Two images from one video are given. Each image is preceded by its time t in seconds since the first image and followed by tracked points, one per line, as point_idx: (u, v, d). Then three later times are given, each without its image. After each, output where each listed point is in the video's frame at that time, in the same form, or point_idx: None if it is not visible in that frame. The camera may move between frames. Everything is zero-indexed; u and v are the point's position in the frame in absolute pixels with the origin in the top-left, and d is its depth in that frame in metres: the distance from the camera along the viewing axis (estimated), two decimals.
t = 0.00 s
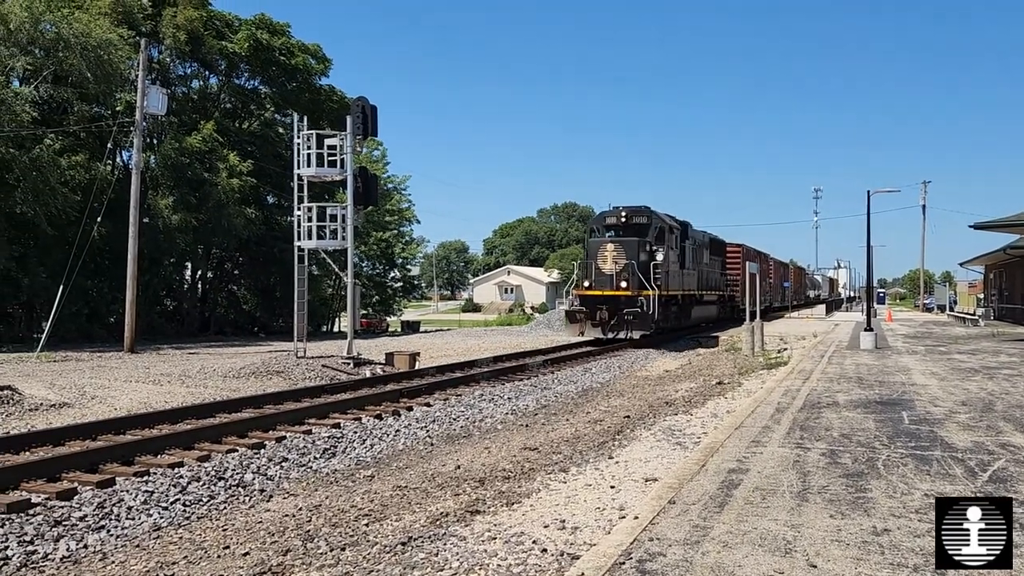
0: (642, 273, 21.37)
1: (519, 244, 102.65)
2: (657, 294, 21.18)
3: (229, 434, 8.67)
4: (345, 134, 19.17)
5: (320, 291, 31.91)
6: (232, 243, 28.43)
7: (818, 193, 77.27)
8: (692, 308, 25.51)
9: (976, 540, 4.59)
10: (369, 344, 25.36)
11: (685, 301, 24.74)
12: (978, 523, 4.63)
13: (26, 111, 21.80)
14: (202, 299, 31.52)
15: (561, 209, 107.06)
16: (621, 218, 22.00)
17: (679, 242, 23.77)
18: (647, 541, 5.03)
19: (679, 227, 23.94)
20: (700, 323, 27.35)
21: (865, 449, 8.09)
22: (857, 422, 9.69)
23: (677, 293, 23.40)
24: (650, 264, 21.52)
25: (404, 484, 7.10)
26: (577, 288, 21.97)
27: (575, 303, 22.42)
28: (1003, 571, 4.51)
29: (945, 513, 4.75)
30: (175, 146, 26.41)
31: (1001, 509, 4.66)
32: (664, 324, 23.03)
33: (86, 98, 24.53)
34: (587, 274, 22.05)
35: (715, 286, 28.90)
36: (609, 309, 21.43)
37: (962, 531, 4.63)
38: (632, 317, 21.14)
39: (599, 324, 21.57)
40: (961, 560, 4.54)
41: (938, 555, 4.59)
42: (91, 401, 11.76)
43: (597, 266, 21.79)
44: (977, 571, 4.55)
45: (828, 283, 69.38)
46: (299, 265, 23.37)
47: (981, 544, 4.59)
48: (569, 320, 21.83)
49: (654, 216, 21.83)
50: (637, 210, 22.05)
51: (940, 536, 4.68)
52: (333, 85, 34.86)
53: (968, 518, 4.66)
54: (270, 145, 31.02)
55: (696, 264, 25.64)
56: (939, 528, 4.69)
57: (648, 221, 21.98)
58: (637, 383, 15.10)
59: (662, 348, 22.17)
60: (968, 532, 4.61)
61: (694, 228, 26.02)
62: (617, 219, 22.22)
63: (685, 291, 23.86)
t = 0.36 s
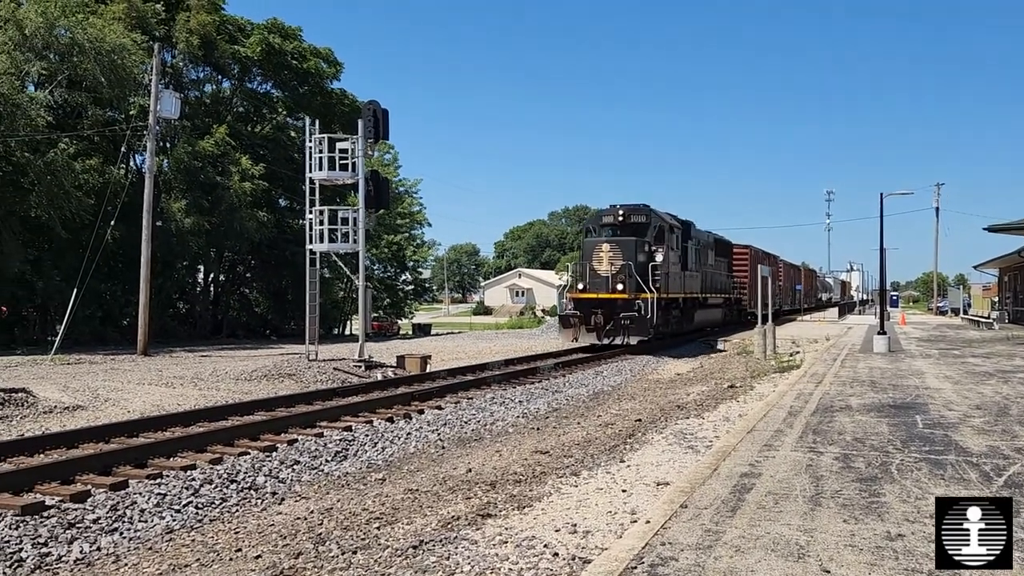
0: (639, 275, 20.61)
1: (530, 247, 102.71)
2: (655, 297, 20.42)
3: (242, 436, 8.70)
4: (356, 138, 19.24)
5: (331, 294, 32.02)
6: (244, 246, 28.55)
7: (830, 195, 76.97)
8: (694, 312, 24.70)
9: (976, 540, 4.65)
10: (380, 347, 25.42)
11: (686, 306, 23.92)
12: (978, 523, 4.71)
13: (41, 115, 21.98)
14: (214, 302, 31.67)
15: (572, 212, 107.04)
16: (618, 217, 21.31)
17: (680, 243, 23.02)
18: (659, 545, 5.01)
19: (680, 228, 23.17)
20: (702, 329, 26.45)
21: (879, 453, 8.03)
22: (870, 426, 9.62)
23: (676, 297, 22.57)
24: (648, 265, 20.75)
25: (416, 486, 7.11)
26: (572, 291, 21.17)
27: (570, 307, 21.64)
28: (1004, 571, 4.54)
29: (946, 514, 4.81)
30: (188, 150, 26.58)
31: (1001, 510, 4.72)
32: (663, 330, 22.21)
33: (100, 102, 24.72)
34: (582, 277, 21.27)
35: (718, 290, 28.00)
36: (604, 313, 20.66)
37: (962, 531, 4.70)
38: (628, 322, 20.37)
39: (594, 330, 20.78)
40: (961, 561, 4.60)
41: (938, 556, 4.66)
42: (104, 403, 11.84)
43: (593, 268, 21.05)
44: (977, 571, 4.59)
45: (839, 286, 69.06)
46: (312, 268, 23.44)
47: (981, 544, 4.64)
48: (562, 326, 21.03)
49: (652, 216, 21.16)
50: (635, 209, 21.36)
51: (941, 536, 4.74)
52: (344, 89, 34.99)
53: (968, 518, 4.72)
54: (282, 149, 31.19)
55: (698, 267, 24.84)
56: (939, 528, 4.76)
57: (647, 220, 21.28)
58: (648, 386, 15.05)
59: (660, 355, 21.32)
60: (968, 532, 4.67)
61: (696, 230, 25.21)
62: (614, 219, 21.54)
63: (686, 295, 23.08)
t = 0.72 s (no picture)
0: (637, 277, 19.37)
1: (544, 250, 102.67)
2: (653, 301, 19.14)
3: (257, 440, 8.74)
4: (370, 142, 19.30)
5: (346, 298, 32.14)
6: (259, 250, 28.70)
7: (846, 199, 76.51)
8: (696, 317, 23.43)
9: (976, 541, 4.94)
10: (394, 350, 25.49)
11: (686, 309, 22.68)
12: (977, 523, 5.12)
13: (59, 120, 22.18)
14: (230, 305, 31.86)
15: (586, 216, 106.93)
16: (614, 215, 20.15)
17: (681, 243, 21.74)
18: (674, 550, 4.99)
19: (680, 226, 21.91)
20: (704, 333, 25.14)
21: (897, 459, 7.95)
22: (888, 431, 9.54)
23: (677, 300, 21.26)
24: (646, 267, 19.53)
25: (430, 490, 7.11)
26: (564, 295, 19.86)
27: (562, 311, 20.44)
28: (1005, 570, 4.72)
29: (947, 514, 5.30)
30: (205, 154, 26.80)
31: (1000, 512, 5.20)
32: (662, 334, 20.95)
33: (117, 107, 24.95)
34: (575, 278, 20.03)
35: (722, 292, 26.63)
36: (598, 319, 19.42)
37: (963, 533, 5.03)
38: (625, 327, 19.10)
39: (587, 336, 19.54)
40: (962, 561, 4.78)
41: (938, 556, 4.85)
42: (121, 406, 11.93)
43: (587, 270, 19.79)
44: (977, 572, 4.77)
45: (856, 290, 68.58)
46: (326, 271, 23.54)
47: (981, 544, 4.93)
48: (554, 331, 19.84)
49: (651, 214, 20.00)
50: (633, 207, 20.16)
51: (941, 537, 5.04)
52: (359, 93, 35.12)
53: (966, 518, 5.14)
54: (297, 154, 31.36)
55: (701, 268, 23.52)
56: (940, 528, 5.12)
57: (646, 219, 20.09)
58: (663, 390, 15.00)
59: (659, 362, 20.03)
60: (968, 533, 5.00)
61: (699, 228, 23.90)
62: (610, 217, 20.34)
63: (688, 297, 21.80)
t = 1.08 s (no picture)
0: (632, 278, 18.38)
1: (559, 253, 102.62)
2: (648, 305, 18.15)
3: (273, 442, 8.78)
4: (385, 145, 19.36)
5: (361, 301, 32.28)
6: (275, 253, 28.84)
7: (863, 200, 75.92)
8: (700, 321, 22.36)
9: (977, 540, 4.71)
10: (409, 353, 25.56)
11: (689, 312, 21.63)
12: (978, 523, 4.74)
13: (77, 125, 22.44)
14: (246, 308, 32.07)
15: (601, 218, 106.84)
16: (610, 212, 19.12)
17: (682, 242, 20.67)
18: (689, 555, 4.97)
19: (681, 224, 20.83)
20: (710, 338, 24.04)
21: (915, 463, 7.89)
22: (906, 435, 9.46)
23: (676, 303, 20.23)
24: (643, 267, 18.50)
25: (446, 494, 7.12)
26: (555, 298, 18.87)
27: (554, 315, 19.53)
28: (1003, 571, 4.64)
29: (946, 514, 4.86)
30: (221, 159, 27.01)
31: (1001, 510, 4.75)
32: (661, 340, 19.98)
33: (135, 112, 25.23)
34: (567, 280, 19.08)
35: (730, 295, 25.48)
36: (590, 323, 18.48)
37: (963, 531, 4.75)
38: (619, 332, 18.21)
39: (579, 341, 18.64)
40: (961, 560, 4.68)
41: (938, 556, 4.73)
42: (139, 409, 12.02)
43: (580, 271, 18.80)
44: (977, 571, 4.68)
45: (873, 293, 68.07)
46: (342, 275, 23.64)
47: (981, 544, 4.71)
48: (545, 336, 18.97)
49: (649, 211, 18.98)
50: (629, 203, 19.12)
51: (941, 536, 4.79)
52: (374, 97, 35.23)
53: (968, 518, 4.76)
54: (312, 157, 31.54)
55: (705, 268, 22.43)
56: (940, 529, 4.81)
57: (643, 216, 19.08)
58: (679, 394, 14.94)
59: (657, 369, 19.06)
60: (968, 532, 4.73)
61: (702, 226, 22.81)
62: (605, 214, 19.31)
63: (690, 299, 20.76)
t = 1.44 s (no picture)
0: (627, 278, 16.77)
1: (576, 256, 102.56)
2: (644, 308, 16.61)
3: (291, 445, 8.83)
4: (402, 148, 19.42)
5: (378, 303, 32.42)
6: (292, 256, 29.00)
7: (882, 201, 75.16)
8: (702, 325, 20.76)
9: (976, 540, 4.61)
10: (424, 356, 25.60)
11: (690, 317, 20.07)
12: (978, 523, 4.60)
13: (97, 131, 22.67)
14: (264, 311, 32.27)
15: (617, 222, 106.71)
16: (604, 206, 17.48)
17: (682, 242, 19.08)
18: (707, 558, 4.95)
19: (682, 221, 19.24)
20: (713, 343, 22.47)
21: (935, 466, 7.81)
22: (926, 438, 9.36)
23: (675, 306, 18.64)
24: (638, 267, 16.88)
25: (462, 496, 7.13)
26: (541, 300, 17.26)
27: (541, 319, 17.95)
28: (1004, 571, 4.61)
29: (945, 514, 4.64)
30: (239, 163, 27.25)
31: (1002, 509, 4.57)
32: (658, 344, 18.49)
33: (154, 117, 25.47)
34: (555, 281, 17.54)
35: (735, 298, 23.83)
36: (580, 328, 16.90)
37: (963, 531, 4.62)
38: (611, 337, 16.71)
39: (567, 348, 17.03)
40: (961, 561, 4.65)
41: (938, 557, 4.67)
42: (158, 411, 12.13)
43: (568, 271, 17.18)
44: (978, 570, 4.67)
45: (891, 295, 67.51)
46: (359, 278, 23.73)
47: (981, 545, 4.64)
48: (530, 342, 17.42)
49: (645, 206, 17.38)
50: (625, 198, 17.51)
51: (941, 537, 4.67)
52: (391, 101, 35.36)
53: (968, 518, 4.60)
54: (329, 161, 31.74)
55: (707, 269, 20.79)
56: (939, 529, 4.65)
57: (640, 212, 17.47)
58: (697, 396, 14.87)
59: (652, 377, 17.51)
60: (968, 533, 4.61)
61: (704, 225, 21.23)
62: (598, 210, 17.66)
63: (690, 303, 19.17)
